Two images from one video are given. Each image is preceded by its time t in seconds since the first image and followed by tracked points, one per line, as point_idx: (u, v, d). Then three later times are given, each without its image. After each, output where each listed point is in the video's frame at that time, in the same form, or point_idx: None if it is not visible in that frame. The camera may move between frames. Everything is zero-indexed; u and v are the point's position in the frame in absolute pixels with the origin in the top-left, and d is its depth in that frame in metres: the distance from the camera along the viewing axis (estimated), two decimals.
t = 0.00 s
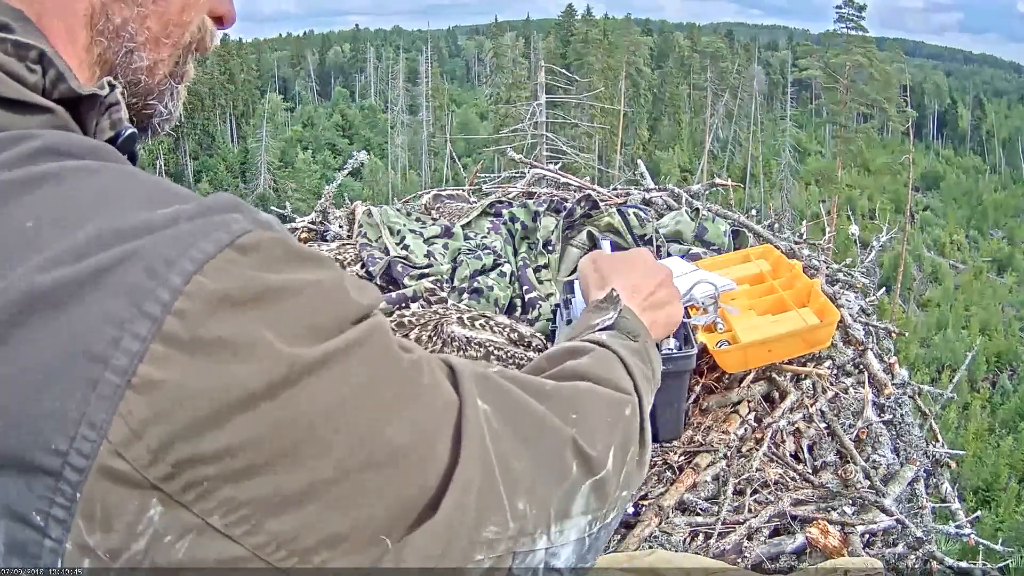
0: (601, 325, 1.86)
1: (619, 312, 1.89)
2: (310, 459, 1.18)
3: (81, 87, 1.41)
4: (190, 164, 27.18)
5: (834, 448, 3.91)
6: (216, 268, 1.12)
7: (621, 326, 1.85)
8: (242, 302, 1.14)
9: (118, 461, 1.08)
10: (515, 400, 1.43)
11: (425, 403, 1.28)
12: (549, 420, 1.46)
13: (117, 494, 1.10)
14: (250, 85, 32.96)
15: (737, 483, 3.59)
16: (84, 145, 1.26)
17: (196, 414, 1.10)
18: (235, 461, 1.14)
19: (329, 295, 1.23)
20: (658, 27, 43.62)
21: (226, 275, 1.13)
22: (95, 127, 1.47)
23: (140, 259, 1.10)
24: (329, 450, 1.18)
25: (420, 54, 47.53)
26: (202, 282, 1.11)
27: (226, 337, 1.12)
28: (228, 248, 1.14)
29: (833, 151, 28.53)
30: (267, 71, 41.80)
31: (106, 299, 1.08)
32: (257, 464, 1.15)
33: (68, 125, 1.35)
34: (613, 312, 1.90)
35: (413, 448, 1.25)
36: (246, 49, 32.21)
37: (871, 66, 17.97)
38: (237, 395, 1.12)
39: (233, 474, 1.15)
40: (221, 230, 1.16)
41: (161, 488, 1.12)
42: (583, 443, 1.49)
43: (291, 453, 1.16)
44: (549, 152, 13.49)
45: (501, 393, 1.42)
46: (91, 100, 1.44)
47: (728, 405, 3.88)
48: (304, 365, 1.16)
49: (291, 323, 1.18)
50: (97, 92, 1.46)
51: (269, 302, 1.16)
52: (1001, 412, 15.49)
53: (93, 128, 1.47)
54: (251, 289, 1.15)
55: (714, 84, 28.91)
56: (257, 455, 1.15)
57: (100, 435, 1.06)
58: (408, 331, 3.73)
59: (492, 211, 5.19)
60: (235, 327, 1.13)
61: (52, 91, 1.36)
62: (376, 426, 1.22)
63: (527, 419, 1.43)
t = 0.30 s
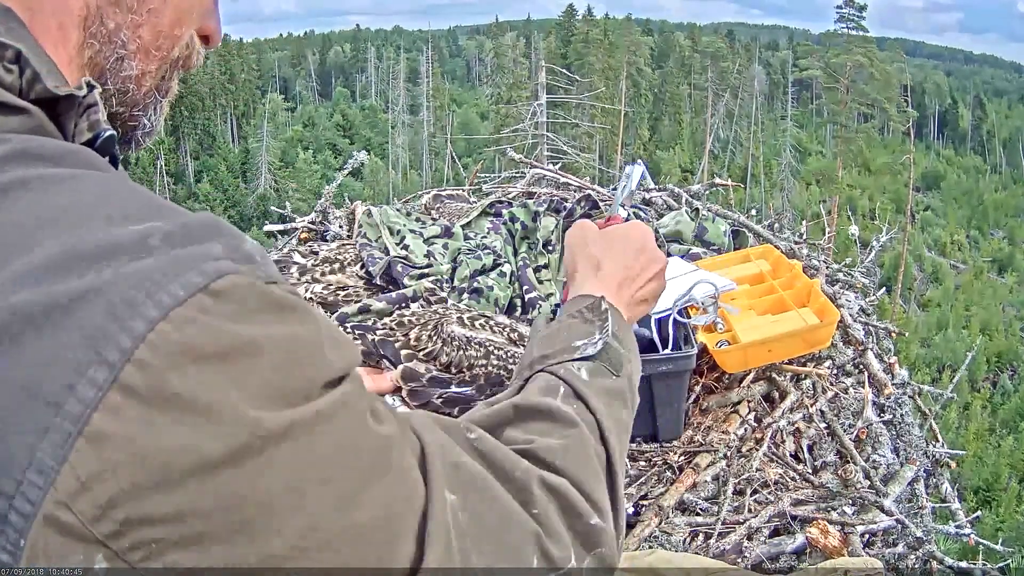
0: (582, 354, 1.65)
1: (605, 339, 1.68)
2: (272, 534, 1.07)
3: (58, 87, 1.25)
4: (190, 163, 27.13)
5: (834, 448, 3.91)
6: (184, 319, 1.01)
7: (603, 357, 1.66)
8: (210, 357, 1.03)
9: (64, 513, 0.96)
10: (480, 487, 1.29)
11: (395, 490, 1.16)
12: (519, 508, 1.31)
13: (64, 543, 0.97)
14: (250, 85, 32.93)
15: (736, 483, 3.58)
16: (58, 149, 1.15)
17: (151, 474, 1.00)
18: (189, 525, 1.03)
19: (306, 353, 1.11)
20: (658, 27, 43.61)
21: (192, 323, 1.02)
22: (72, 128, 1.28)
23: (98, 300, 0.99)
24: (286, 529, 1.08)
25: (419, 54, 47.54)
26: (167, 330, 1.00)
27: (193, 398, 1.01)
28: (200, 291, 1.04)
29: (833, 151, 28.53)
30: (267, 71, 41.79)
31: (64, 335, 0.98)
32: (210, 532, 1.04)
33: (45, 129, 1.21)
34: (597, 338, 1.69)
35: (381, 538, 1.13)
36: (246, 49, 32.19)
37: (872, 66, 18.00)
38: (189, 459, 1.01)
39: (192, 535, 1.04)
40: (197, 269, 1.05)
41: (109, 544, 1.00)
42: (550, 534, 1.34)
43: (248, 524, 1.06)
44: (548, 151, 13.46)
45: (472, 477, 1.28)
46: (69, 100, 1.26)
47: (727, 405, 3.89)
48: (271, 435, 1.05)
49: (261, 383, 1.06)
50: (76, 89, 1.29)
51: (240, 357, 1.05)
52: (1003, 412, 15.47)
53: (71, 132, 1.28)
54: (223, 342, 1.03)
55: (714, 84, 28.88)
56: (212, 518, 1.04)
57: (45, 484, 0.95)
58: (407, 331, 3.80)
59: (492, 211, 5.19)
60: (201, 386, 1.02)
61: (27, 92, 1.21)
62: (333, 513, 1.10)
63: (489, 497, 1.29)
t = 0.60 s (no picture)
0: (469, 484, 1.85)
1: (496, 469, 1.88)
2: None
3: (23, 88, 1.21)
4: (190, 163, 27.12)
5: (834, 449, 3.91)
6: (107, 384, 1.04)
7: (493, 489, 1.86)
8: (130, 432, 1.07)
9: None
10: None
11: None
12: None
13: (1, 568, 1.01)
14: (250, 85, 32.92)
15: (737, 483, 3.57)
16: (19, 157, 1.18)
17: (59, 538, 1.03)
18: None
19: (229, 445, 1.17)
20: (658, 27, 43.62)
21: (118, 394, 1.05)
22: (37, 132, 1.25)
23: (27, 343, 1.01)
24: None
25: (419, 54, 47.53)
26: (95, 395, 1.03)
27: (111, 471, 1.05)
28: (134, 355, 1.07)
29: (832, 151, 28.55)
30: (267, 71, 41.77)
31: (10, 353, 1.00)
32: None
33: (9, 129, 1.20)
34: (487, 466, 1.89)
35: None
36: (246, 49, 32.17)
37: (871, 66, 18.06)
38: (106, 532, 1.06)
39: None
40: (135, 327, 1.08)
41: None
42: None
43: None
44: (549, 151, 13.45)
45: None
46: (33, 102, 1.22)
47: (728, 405, 3.88)
48: (180, 524, 1.12)
49: (179, 472, 1.12)
50: (40, 88, 1.24)
51: (163, 433, 1.10)
52: (1002, 412, 15.48)
53: (37, 135, 1.25)
54: (149, 417, 1.08)
55: (714, 84, 28.89)
56: None
57: None
58: (407, 327, 3.82)
59: (492, 211, 5.18)
60: (116, 458, 1.06)
61: None
62: None
63: None
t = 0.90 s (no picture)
0: (450, 433, 1.64)
1: (467, 410, 1.70)
2: (199, 555, 1.03)
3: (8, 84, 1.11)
4: (191, 163, 27.07)
5: (834, 449, 3.91)
6: (96, 327, 0.98)
7: (475, 425, 1.66)
8: (117, 369, 0.99)
9: None
10: (443, 541, 1.29)
11: (312, 500, 1.13)
12: (491, 544, 1.35)
13: None
14: (251, 85, 32.90)
15: (737, 483, 3.56)
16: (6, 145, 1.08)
17: (56, 484, 0.96)
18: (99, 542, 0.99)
19: (226, 376, 1.08)
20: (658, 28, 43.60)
21: (105, 335, 0.98)
22: (23, 126, 1.14)
23: (10, 300, 0.94)
24: (215, 550, 1.04)
25: (420, 54, 47.50)
26: (77, 335, 0.96)
27: (105, 413, 0.98)
28: (120, 298, 1.01)
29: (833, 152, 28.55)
30: (267, 71, 41.76)
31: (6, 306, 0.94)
32: (117, 550, 1.00)
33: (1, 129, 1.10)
34: (459, 412, 1.70)
35: (313, 549, 1.11)
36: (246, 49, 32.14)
37: (871, 66, 18.06)
38: (101, 472, 0.97)
39: (95, 554, 0.99)
40: (120, 274, 1.02)
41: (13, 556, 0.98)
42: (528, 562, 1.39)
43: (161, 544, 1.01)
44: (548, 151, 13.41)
45: (417, 508, 1.30)
46: (18, 98, 1.13)
47: (728, 405, 3.89)
48: (181, 454, 1.02)
49: (176, 404, 1.03)
50: (25, 84, 1.14)
51: (153, 369, 1.02)
52: (1002, 412, 15.48)
53: (22, 129, 1.14)
54: (138, 355, 1.00)
55: (714, 85, 28.86)
56: (121, 540, 1.00)
57: None
58: (410, 317, 3.88)
59: (492, 211, 5.17)
60: (108, 398, 0.98)
61: None
62: (266, 530, 1.07)
63: (461, 545, 1.31)
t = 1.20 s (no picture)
0: (441, 413, 1.60)
1: (455, 392, 1.64)
2: (220, 514, 0.99)
3: (10, 82, 1.09)
4: (190, 164, 27.04)
5: (835, 448, 3.89)
6: (109, 298, 0.93)
7: (463, 404, 1.61)
8: (129, 337, 0.94)
9: None
10: (464, 502, 1.25)
11: (319, 455, 1.06)
12: (489, 494, 1.31)
13: None
14: (250, 85, 32.88)
15: (737, 483, 3.56)
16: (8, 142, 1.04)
17: (80, 456, 0.93)
18: (116, 509, 0.96)
19: (237, 337, 1.02)
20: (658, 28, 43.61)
21: (118, 305, 0.94)
22: (26, 125, 1.12)
23: (29, 277, 0.92)
24: (232, 509, 1.00)
25: (419, 55, 47.48)
26: (91, 308, 0.92)
27: (126, 380, 0.93)
28: (131, 270, 0.96)
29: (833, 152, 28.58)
30: (267, 71, 41.74)
31: None
32: (142, 515, 0.97)
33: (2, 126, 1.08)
34: (449, 395, 1.64)
35: (326, 503, 1.05)
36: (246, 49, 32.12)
37: (871, 67, 18.06)
38: (115, 440, 0.93)
39: (117, 518, 0.97)
40: (128, 247, 0.97)
41: (44, 523, 0.97)
42: (527, 509, 1.36)
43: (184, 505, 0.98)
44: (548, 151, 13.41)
45: (420, 458, 1.24)
46: (22, 97, 1.09)
47: (728, 405, 3.89)
48: (197, 417, 0.97)
49: (189, 366, 0.97)
50: (30, 84, 1.12)
51: (166, 336, 0.96)
52: (1002, 412, 15.49)
53: (26, 127, 1.12)
54: (151, 322, 0.95)
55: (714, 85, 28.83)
56: (145, 507, 0.96)
57: None
58: (412, 317, 3.90)
59: (492, 211, 5.16)
60: (123, 363, 0.94)
61: None
62: (281, 487, 1.02)
63: (470, 506, 1.26)
